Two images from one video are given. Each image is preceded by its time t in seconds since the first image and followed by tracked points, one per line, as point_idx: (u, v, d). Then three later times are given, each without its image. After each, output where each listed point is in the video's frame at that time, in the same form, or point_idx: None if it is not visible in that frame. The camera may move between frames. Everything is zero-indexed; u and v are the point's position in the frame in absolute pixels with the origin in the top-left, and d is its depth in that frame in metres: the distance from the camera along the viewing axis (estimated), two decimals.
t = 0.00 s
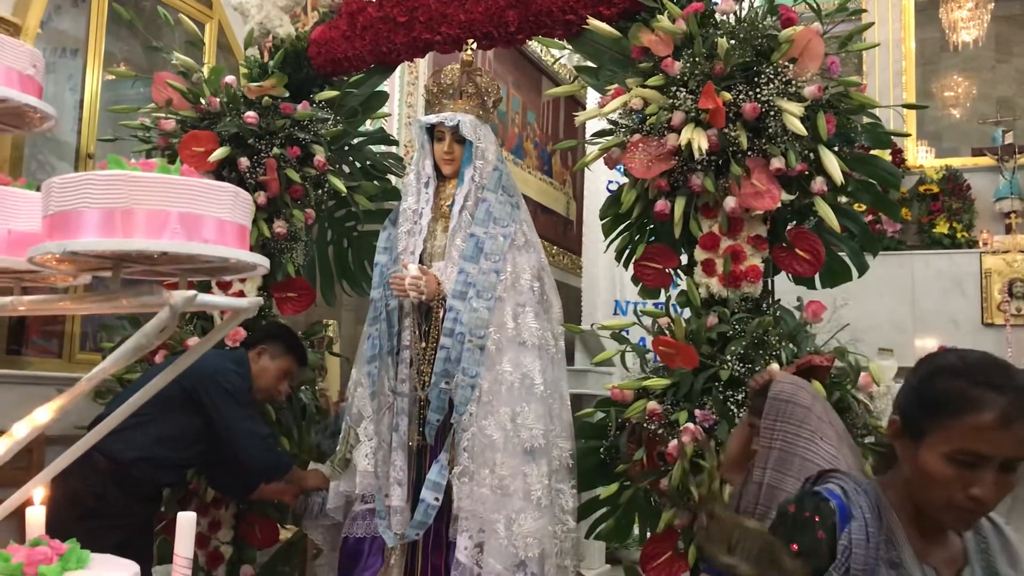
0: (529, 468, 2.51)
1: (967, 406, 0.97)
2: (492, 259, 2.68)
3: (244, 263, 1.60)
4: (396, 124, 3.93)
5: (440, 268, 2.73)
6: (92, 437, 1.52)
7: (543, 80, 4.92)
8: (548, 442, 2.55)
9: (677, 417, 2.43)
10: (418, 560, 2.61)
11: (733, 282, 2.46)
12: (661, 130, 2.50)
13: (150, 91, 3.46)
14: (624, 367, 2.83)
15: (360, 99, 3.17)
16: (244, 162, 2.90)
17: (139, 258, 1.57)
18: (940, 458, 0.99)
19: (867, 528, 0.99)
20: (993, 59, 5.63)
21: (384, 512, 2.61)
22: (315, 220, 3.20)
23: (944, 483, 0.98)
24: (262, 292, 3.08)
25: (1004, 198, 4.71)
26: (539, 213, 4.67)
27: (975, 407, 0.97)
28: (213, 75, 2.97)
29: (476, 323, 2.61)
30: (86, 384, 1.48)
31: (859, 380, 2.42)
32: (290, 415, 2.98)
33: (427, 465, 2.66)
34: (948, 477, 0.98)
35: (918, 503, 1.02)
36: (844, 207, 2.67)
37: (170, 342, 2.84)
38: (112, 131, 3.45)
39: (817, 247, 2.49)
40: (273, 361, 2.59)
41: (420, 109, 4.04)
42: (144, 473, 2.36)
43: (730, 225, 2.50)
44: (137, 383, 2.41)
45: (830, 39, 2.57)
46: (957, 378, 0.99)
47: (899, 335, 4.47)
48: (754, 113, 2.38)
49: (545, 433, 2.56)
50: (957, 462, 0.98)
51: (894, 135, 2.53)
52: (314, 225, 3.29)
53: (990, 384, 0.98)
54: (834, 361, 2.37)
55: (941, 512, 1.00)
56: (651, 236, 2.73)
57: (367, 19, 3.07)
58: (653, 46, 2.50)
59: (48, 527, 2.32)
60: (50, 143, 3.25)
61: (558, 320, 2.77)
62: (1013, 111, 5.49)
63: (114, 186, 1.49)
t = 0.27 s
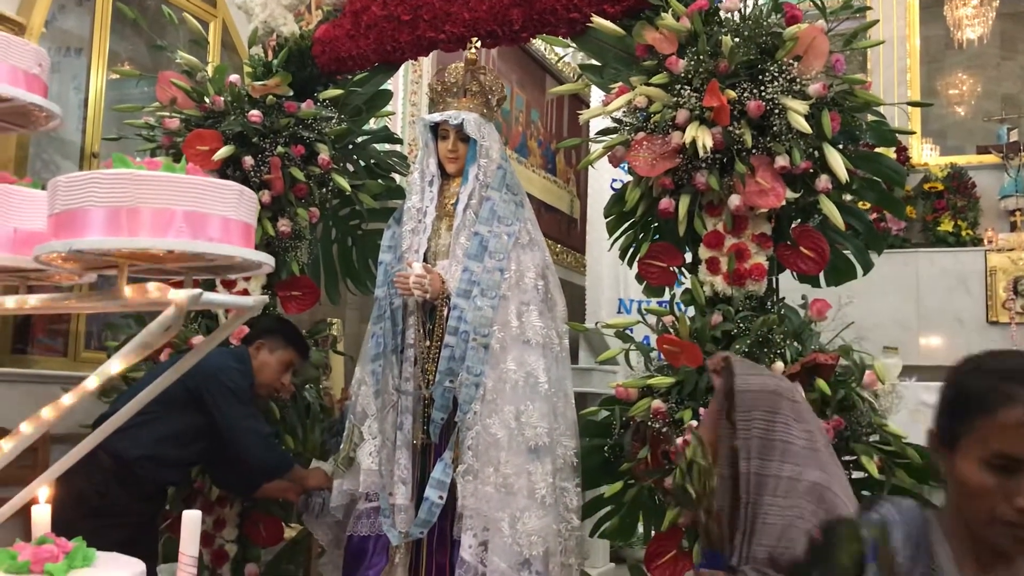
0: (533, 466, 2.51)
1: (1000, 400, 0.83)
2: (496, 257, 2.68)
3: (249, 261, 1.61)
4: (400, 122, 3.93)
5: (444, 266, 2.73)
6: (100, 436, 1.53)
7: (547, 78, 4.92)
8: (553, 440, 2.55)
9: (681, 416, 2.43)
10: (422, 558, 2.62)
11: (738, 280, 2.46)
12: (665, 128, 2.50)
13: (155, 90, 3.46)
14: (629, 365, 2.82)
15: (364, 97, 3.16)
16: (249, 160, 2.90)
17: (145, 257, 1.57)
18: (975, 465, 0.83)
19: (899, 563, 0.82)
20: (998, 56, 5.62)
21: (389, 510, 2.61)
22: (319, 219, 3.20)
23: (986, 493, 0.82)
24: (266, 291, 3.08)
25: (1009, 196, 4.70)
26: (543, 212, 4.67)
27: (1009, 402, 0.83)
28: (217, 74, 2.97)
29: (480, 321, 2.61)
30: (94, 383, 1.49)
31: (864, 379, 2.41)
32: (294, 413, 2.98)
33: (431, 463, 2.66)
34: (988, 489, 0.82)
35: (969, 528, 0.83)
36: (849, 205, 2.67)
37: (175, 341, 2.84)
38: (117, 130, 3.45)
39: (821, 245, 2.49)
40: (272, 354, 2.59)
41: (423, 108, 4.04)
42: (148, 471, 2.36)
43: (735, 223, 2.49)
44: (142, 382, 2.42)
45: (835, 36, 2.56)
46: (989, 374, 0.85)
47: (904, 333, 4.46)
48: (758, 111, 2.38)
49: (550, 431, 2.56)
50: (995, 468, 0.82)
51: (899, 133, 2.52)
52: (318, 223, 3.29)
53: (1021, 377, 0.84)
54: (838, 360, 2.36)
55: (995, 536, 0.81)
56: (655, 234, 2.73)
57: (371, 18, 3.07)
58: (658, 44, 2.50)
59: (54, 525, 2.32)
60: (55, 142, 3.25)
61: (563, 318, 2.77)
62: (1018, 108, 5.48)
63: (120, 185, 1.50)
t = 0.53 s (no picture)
0: (537, 463, 2.50)
1: None
2: (499, 255, 2.67)
3: (253, 259, 1.61)
4: (403, 120, 3.93)
5: (447, 263, 2.73)
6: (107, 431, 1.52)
7: (549, 76, 4.92)
8: (556, 437, 2.55)
9: (685, 413, 2.43)
10: (426, 555, 2.62)
11: (741, 277, 2.46)
12: (668, 125, 2.49)
13: (158, 89, 3.46)
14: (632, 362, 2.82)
15: (366, 95, 3.17)
16: (252, 158, 2.90)
17: (149, 254, 1.58)
18: None
19: None
20: (1001, 53, 5.60)
21: (392, 507, 2.62)
22: (322, 216, 3.20)
23: None
24: (269, 288, 3.08)
25: (1012, 193, 4.69)
26: (546, 209, 4.67)
27: None
28: (219, 71, 2.98)
29: (483, 319, 2.61)
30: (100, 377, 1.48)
31: (868, 376, 2.41)
32: (297, 411, 2.98)
33: (434, 461, 2.67)
34: None
35: None
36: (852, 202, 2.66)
37: (178, 339, 2.85)
38: (120, 128, 3.46)
39: (824, 242, 2.49)
40: (275, 352, 2.59)
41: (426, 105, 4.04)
42: (151, 469, 2.37)
43: (738, 220, 2.49)
44: (145, 379, 2.42)
45: (838, 33, 2.56)
46: None
47: (907, 330, 4.46)
48: (762, 108, 2.38)
49: (553, 428, 2.56)
50: None
51: (902, 130, 2.52)
52: (321, 221, 3.29)
53: None
54: (842, 357, 2.37)
55: None
56: (658, 231, 2.73)
57: (373, 15, 3.06)
58: (661, 41, 2.49)
59: (58, 523, 2.33)
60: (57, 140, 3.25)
61: (566, 316, 2.77)
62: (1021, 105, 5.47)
63: (123, 182, 1.50)
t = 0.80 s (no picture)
0: (541, 458, 2.51)
1: None
2: (503, 250, 2.67)
3: (258, 254, 1.60)
4: (406, 115, 3.92)
5: (451, 259, 2.72)
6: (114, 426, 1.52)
7: (552, 71, 4.91)
8: (560, 432, 2.55)
9: (689, 408, 2.43)
10: (430, 550, 2.63)
11: (746, 272, 2.46)
12: (672, 120, 2.49)
13: (161, 84, 3.46)
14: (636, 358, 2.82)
15: (370, 90, 3.17)
16: (256, 154, 2.90)
17: (153, 250, 1.58)
18: None
19: None
20: (1007, 47, 5.56)
21: (397, 502, 2.62)
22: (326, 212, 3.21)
23: None
24: (274, 284, 3.09)
25: (1017, 187, 4.67)
26: (549, 205, 4.67)
27: None
28: (223, 67, 2.98)
29: (487, 314, 2.60)
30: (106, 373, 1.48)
31: (873, 371, 2.39)
32: (302, 406, 2.99)
33: (439, 456, 2.67)
34: None
35: None
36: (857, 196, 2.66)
37: (182, 335, 2.85)
38: (124, 124, 3.46)
39: (829, 237, 2.48)
40: (276, 345, 2.60)
41: (429, 101, 4.03)
42: (155, 465, 2.37)
43: (742, 214, 2.49)
44: (150, 375, 2.43)
45: (842, 27, 2.55)
46: None
47: (911, 326, 4.46)
48: (766, 102, 2.37)
49: (557, 423, 2.56)
50: None
51: (907, 124, 2.51)
52: (325, 217, 3.29)
53: None
54: (847, 352, 2.36)
55: None
56: (663, 226, 2.73)
57: (377, 11, 3.06)
58: (665, 36, 2.49)
59: (63, 519, 2.33)
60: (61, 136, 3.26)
61: (570, 311, 2.77)
62: None
63: (128, 178, 1.50)
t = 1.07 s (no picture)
0: (543, 454, 2.51)
1: None
2: (505, 245, 2.67)
3: (261, 249, 1.61)
4: (408, 110, 3.92)
5: (453, 254, 2.72)
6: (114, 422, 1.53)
7: (554, 66, 4.90)
8: (563, 427, 2.55)
9: (691, 403, 2.43)
10: (433, 545, 2.63)
11: (748, 267, 2.45)
12: (675, 115, 2.48)
13: (163, 80, 3.46)
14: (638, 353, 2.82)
15: (372, 85, 3.18)
16: (258, 149, 2.90)
17: (156, 245, 1.58)
18: None
19: None
20: (1009, 42, 5.50)
21: (399, 497, 2.62)
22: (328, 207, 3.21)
23: None
24: (276, 280, 3.09)
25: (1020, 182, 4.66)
26: (551, 200, 4.67)
27: None
28: (225, 63, 2.97)
29: (489, 309, 2.60)
30: (106, 371, 1.48)
31: (875, 365, 2.40)
32: (304, 402, 2.99)
33: (442, 451, 2.67)
34: None
35: None
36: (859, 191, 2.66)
37: (185, 330, 2.85)
38: (126, 119, 3.46)
39: (831, 232, 2.48)
40: (284, 348, 2.61)
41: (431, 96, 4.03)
42: (158, 461, 2.37)
43: (745, 210, 2.48)
44: (152, 371, 2.43)
45: (845, 22, 2.54)
46: None
47: (913, 321, 4.46)
48: (769, 97, 2.37)
49: (560, 419, 2.56)
50: None
51: (910, 119, 2.51)
52: (327, 213, 3.29)
53: None
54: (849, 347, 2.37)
55: None
56: (665, 221, 2.73)
57: (378, 6, 3.05)
58: (667, 31, 2.48)
59: (66, 514, 2.34)
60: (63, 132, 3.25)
61: (572, 306, 2.77)
62: None
63: (130, 173, 1.50)
